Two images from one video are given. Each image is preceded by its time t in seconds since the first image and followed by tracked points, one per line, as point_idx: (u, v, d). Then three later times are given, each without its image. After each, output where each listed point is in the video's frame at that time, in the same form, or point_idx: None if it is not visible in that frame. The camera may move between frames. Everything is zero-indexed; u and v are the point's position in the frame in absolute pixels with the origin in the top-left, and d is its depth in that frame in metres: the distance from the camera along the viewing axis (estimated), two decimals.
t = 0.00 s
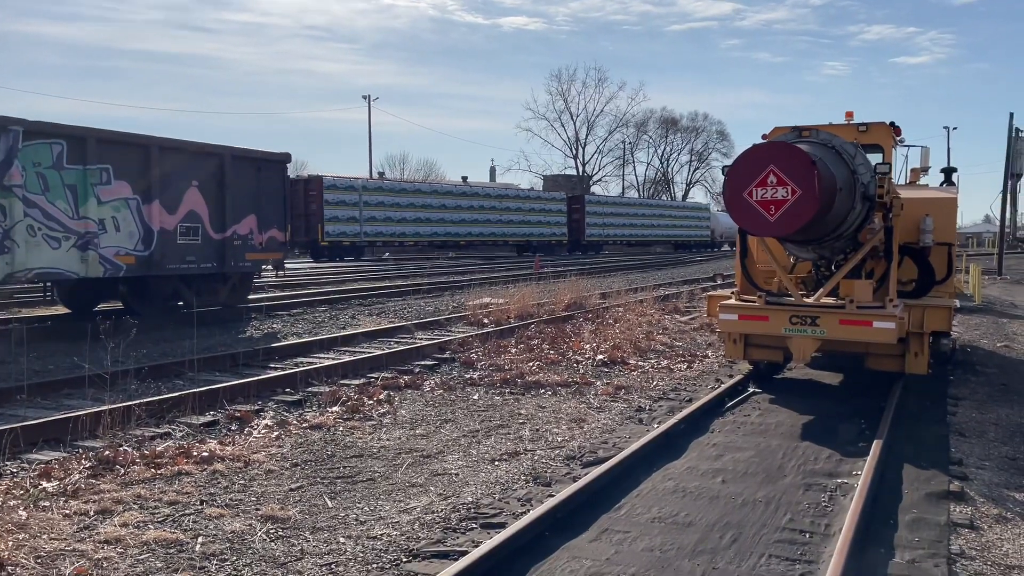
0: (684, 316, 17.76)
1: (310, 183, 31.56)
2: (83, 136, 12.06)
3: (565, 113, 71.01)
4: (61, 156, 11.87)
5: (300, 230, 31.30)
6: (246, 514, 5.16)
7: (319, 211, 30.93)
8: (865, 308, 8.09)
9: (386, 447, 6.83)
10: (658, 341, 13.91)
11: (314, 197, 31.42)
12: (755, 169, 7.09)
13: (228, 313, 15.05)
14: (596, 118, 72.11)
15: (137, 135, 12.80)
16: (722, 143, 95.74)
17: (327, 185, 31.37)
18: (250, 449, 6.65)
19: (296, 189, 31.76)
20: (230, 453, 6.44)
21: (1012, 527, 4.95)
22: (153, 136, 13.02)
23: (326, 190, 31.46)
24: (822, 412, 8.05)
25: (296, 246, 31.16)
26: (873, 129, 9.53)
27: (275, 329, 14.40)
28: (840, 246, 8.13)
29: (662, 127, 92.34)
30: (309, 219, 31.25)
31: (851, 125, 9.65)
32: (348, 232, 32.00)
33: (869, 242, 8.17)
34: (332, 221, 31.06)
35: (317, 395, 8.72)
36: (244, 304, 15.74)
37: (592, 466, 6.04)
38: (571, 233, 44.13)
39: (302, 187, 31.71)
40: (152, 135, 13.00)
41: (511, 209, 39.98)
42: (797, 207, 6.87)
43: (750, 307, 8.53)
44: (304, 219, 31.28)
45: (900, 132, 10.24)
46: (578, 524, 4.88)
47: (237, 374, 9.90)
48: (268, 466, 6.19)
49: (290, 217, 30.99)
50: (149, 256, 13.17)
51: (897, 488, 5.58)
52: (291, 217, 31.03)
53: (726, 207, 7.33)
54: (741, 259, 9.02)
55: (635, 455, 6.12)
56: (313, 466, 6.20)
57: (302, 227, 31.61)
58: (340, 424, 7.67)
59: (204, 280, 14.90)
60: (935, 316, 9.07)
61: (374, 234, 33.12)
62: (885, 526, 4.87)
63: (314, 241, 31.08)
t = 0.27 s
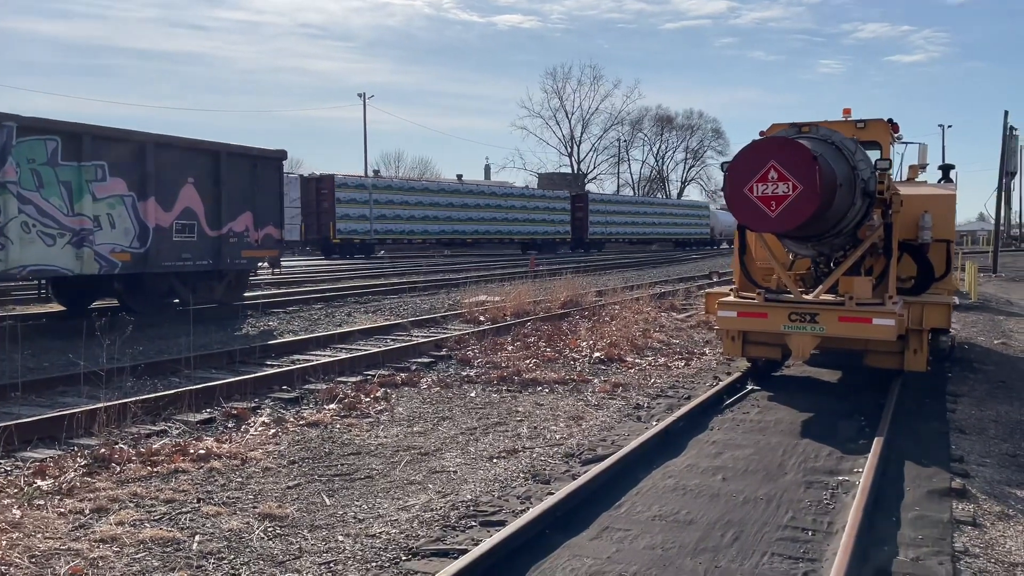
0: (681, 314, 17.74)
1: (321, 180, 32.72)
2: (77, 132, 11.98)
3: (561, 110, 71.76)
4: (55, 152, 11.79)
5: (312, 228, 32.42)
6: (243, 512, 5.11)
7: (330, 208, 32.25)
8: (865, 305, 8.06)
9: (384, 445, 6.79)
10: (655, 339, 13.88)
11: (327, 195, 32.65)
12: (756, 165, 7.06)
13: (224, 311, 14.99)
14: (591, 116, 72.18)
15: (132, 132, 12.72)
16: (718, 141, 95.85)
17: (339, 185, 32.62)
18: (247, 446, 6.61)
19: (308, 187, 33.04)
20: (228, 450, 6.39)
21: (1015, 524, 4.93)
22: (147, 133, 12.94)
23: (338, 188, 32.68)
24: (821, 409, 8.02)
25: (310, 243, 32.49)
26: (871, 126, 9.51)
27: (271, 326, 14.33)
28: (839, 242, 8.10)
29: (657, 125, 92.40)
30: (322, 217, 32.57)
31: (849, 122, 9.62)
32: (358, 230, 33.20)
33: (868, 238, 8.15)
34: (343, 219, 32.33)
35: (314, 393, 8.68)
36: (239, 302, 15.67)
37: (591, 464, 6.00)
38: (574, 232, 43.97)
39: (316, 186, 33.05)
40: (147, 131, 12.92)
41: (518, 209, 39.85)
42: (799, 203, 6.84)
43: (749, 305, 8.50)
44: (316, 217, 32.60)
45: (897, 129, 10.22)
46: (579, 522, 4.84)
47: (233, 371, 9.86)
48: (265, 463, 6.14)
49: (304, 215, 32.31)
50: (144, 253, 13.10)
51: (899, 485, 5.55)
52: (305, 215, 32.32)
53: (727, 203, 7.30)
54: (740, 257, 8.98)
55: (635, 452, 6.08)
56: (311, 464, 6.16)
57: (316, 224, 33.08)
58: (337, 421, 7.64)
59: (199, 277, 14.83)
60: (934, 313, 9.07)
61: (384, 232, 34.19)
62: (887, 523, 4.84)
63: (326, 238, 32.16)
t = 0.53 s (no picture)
0: (676, 313, 17.70)
1: (329, 181, 32.62)
2: (67, 130, 11.83)
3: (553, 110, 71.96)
4: (44, 149, 11.64)
5: (320, 228, 32.36)
6: (237, 515, 5.01)
7: (338, 208, 32.13)
8: (864, 303, 8.01)
9: (380, 446, 6.69)
10: (651, 338, 13.81)
11: (334, 196, 32.59)
12: (757, 161, 7.00)
13: (216, 310, 14.85)
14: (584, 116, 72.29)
15: (122, 129, 12.58)
16: (710, 141, 96.10)
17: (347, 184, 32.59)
18: (240, 447, 6.50)
19: (316, 187, 32.95)
20: (221, 452, 6.28)
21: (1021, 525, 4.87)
22: (138, 130, 12.80)
23: (345, 188, 32.69)
24: (820, 408, 7.97)
25: (317, 242, 32.36)
26: (867, 124, 9.46)
27: (263, 326, 14.21)
28: (838, 240, 8.05)
29: (650, 124, 92.54)
30: (329, 217, 32.49)
31: (845, 120, 9.57)
32: (365, 229, 33.28)
33: (867, 236, 8.10)
34: (351, 218, 32.46)
35: (308, 393, 8.57)
36: (231, 301, 15.54)
37: (591, 464, 5.92)
38: (576, 232, 44.57)
39: (323, 186, 32.95)
40: (137, 129, 12.78)
41: (521, 208, 40.57)
42: (800, 199, 6.78)
43: (748, 303, 8.43)
44: (324, 216, 32.53)
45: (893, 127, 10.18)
46: (580, 524, 4.75)
47: (226, 372, 9.73)
48: (259, 465, 6.04)
49: (312, 215, 32.16)
50: (135, 252, 12.96)
51: (902, 485, 5.49)
52: (313, 215, 32.14)
53: (728, 200, 7.23)
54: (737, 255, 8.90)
55: (634, 453, 6.00)
56: (305, 465, 6.05)
57: (323, 224, 32.98)
58: (332, 421, 7.53)
59: (191, 277, 14.69)
60: (932, 311, 9.02)
61: (390, 231, 34.47)
62: (893, 524, 4.77)
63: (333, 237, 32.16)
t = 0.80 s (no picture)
0: (669, 314, 17.64)
1: (335, 183, 32.63)
2: (55, 131, 11.68)
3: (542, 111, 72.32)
4: (32, 151, 11.49)
5: (326, 229, 32.39)
6: (232, 524, 4.91)
7: (343, 210, 32.18)
8: (861, 305, 7.96)
9: (376, 451, 6.60)
10: (645, 340, 13.74)
11: (340, 198, 32.62)
12: (758, 163, 6.95)
13: (206, 313, 14.71)
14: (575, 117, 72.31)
15: (111, 130, 12.43)
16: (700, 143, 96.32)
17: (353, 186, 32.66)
18: (234, 454, 6.39)
19: (322, 189, 33.00)
20: (214, 459, 6.18)
21: None
22: (128, 131, 12.65)
23: (351, 190, 32.78)
24: (819, 411, 7.92)
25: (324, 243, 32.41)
26: (860, 125, 9.42)
27: (255, 329, 14.08)
28: (836, 242, 8.00)
29: (640, 125, 92.64)
30: (335, 218, 32.54)
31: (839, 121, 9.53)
32: (370, 231, 33.36)
33: (864, 238, 8.06)
34: (358, 220, 32.57)
35: (302, 397, 8.46)
36: (222, 304, 15.39)
37: (591, 470, 5.85)
38: (573, 232, 44.83)
39: (329, 187, 33.01)
40: (127, 130, 12.63)
41: (522, 209, 40.82)
42: (803, 200, 6.74)
43: (745, 305, 8.37)
44: (330, 217, 32.56)
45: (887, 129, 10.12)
46: (581, 532, 4.67)
47: (218, 376, 9.60)
48: (253, 472, 5.93)
49: (319, 216, 32.19)
50: (125, 254, 12.81)
51: (906, 489, 5.45)
52: (320, 217, 32.16)
53: (728, 202, 7.16)
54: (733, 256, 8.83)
55: (634, 458, 5.92)
56: (300, 472, 5.95)
57: (329, 225, 33.05)
58: (327, 426, 7.42)
59: (181, 279, 14.54)
60: (929, 314, 8.99)
61: (395, 232, 34.57)
62: (899, 530, 4.72)
63: (338, 238, 32.23)
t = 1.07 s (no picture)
0: (658, 317, 17.60)
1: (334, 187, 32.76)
2: (38, 135, 11.48)
3: (526, 116, 73.44)
4: (15, 155, 11.29)
5: (325, 232, 32.54)
6: (226, 537, 4.78)
7: (343, 215, 32.68)
8: (857, 308, 7.93)
9: (370, 459, 6.48)
10: (636, 343, 13.67)
11: (340, 202, 32.79)
12: (757, 166, 6.96)
13: (192, 319, 14.51)
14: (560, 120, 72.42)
15: (96, 134, 12.23)
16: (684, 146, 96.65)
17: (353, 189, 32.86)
18: (225, 463, 6.25)
19: (320, 194, 33.15)
20: (205, 468, 6.04)
21: None
22: (113, 135, 12.45)
23: (351, 195, 33.18)
24: (816, 415, 7.87)
25: (323, 247, 32.57)
26: (849, 127, 9.39)
27: (241, 334, 13.90)
28: (830, 245, 7.97)
29: (625, 128, 92.90)
30: (335, 222, 32.74)
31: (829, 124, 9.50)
32: (369, 235, 33.59)
33: (860, 240, 8.03)
34: (357, 225, 33.03)
35: (292, 404, 8.32)
36: (208, 309, 15.19)
37: (591, 477, 5.75)
38: (566, 235, 45.33)
39: (329, 191, 33.18)
40: (112, 133, 12.43)
41: (516, 212, 41.25)
42: (803, 204, 6.76)
43: (740, 308, 8.31)
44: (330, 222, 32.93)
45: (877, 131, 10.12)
46: (585, 542, 4.58)
47: (206, 382, 9.45)
48: (246, 482, 5.79)
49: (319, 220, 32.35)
50: (109, 259, 12.62)
51: (909, 494, 5.39)
52: (320, 221, 32.30)
53: (727, 205, 7.17)
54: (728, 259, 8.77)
55: (634, 465, 5.84)
56: (294, 482, 5.83)
57: (329, 229, 33.28)
58: (319, 434, 7.29)
59: (167, 285, 14.34)
60: (923, 316, 8.96)
61: (393, 236, 34.98)
62: (905, 536, 4.66)
63: (338, 242, 32.72)
